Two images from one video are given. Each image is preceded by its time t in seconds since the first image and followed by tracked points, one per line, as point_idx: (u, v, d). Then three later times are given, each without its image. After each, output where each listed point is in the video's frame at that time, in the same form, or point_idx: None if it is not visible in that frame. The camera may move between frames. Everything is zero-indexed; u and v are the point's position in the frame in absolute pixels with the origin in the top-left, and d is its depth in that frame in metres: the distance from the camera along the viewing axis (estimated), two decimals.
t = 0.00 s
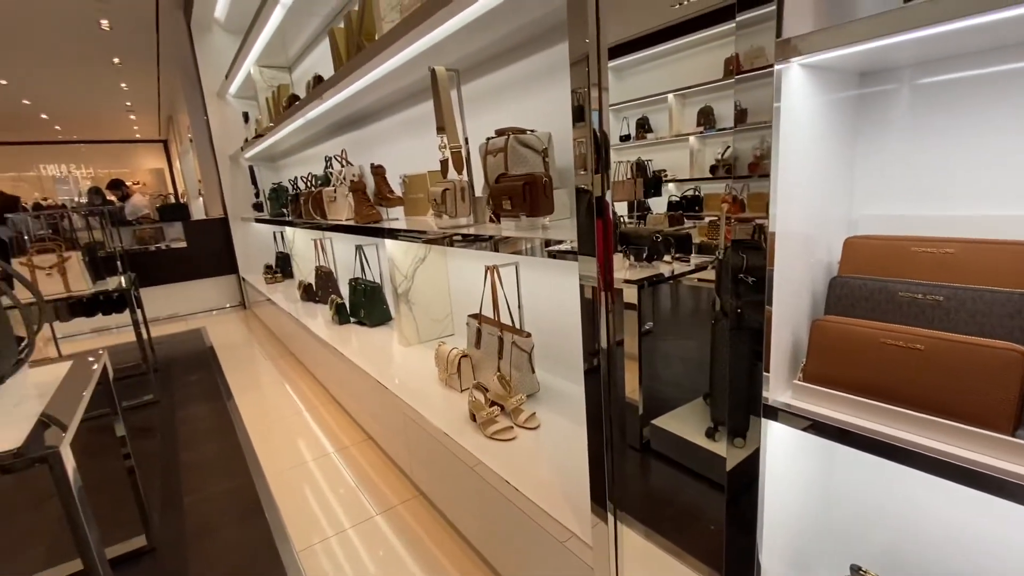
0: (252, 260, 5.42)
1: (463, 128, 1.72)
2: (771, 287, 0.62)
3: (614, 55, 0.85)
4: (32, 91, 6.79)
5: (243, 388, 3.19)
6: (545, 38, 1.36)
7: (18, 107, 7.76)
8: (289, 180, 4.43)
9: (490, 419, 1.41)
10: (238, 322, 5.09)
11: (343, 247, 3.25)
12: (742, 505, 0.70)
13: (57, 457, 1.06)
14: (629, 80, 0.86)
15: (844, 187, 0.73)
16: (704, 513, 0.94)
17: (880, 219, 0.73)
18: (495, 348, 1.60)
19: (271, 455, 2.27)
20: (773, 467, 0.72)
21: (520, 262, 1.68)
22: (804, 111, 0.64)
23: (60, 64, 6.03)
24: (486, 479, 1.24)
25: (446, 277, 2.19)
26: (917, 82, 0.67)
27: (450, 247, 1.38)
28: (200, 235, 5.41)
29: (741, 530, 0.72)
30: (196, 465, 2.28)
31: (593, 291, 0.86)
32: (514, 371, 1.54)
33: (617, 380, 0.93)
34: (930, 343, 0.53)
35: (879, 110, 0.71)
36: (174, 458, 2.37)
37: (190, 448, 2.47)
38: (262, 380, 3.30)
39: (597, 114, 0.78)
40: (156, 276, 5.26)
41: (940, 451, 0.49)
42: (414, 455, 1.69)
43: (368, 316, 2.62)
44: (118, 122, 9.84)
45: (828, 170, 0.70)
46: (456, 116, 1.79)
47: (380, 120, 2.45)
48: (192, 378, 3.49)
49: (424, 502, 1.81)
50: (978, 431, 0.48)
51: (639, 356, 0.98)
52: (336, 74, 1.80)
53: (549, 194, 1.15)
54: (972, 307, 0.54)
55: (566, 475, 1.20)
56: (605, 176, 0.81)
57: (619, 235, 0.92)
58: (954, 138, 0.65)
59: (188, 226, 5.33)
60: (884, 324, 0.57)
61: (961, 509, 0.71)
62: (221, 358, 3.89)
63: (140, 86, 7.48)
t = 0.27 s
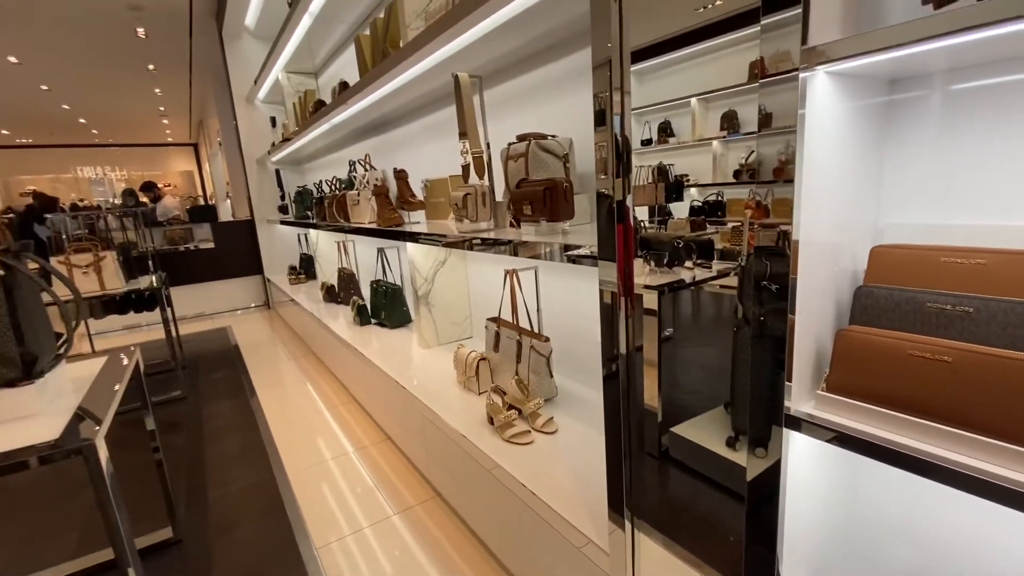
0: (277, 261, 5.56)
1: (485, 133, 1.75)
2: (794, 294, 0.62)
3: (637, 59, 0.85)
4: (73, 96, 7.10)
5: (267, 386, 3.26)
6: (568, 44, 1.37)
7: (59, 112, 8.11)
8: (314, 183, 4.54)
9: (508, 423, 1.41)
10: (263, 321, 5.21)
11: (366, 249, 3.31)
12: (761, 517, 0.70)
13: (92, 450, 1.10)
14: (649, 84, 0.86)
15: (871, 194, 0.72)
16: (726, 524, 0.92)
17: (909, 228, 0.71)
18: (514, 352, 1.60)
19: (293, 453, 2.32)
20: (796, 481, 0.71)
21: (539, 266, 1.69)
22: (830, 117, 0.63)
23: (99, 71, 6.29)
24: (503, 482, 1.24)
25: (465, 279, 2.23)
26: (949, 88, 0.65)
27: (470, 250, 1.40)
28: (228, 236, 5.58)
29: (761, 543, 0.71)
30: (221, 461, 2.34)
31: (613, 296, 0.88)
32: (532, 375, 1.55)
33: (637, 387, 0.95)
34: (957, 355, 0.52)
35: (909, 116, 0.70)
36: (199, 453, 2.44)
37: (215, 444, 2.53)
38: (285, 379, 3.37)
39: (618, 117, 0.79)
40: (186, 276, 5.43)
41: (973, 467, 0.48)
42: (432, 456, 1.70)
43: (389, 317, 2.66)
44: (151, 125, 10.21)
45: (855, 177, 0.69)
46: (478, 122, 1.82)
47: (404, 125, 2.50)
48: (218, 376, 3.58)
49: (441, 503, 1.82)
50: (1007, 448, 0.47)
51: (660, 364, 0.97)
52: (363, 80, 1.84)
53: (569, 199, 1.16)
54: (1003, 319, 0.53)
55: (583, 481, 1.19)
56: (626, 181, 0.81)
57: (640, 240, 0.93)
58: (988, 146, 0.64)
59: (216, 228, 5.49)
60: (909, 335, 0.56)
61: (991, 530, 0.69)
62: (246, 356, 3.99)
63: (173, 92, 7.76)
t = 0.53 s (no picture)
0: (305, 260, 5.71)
1: (510, 136, 1.77)
2: (824, 301, 0.61)
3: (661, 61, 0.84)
4: (116, 100, 7.43)
5: (293, 382, 3.35)
6: (595, 47, 1.37)
7: (104, 115, 8.50)
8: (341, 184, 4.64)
9: (528, 425, 1.42)
10: (290, 319, 5.35)
11: (391, 250, 3.37)
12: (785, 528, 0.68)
13: (130, 440, 1.15)
14: (676, 87, 0.85)
15: (905, 200, 0.70)
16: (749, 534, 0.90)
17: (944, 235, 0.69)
18: (535, 354, 1.61)
19: (318, 448, 2.37)
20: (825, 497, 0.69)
21: (562, 269, 1.70)
22: (862, 122, 0.61)
23: (141, 76, 6.57)
24: (523, 484, 1.25)
25: (488, 281, 2.25)
26: (989, 92, 0.63)
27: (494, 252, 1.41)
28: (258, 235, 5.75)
29: (786, 556, 0.70)
30: (249, 454, 2.42)
31: (636, 300, 0.88)
32: (553, 378, 1.54)
33: (658, 392, 0.94)
34: (993, 366, 0.50)
35: (946, 120, 0.68)
36: (229, 446, 2.52)
37: (244, 438, 2.61)
38: (310, 376, 3.45)
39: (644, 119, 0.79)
40: (218, 274, 5.62)
41: (1013, 483, 0.47)
42: (453, 457, 1.72)
43: (412, 317, 2.70)
44: (188, 128, 10.60)
45: (887, 183, 0.67)
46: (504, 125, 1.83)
47: (430, 127, 2.54)
48: (247, 372, 3.70)
49: (461, 502, 1.84)
50: None
51: (683, 370, 0.96)
52: (391, 84, 1.87)
53: (593, 203, 1.16)
54: None
55: (604, 485, 1.19)
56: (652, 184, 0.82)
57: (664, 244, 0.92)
58: None
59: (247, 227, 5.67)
60: (942, 345, 0.55)
61: None
62: (274, 353, 4.11)
63: (209, 95, 8.05)
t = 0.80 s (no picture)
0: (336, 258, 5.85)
1: (540, 138, 1.79)
2: (858, 306, 0.60)
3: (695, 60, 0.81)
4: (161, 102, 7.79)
5: (323, 377, 3.45)
6: (627, 48, 1.36)
7: (150, 117, 8.93)
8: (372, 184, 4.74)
9: (553, 425, 1.42)
10: (320, 315, 5.50)
11: (420, 249, 3.43)
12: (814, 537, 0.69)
13: (172, 425, 1.21)
14: (710, 86, 0.81)
15: (946, 203, 0.68)
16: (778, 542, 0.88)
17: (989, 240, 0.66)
18: (560, 354, 1.62)
19: (346, 441, 2.44)
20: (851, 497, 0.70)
21: (588, 271, 1.70)
22: (898, 124, 0.60)
23: (185, 79, 6.87)
24: (546, 482, 1.26)
25: (514, 280, 2.27)
26: None
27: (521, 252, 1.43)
28: (292, 233, 5.94)
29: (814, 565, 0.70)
30: (281, 445, 2.50)
31: (665, 303, 0.90)
32: (578, 378, 1.55)
33: (687, 395, 0.94)
34: None
35: (993, 119, 0.65)
36: (262, 436, 2.62)
37: (276, 429, 2.71)
38: (340, 371, 3.55)
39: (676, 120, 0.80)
40: (254, 270, 5.83)
41: None
42: (477, 454, 1.75)
43: (439, 316, 2.74)
44: (227, 129, 11.01)
45: (926, 185, 0.65)
46: (534, 126, 1.85)
47: (460, 128, 2.57)
48: (280, 365, 3.82)
49: (484, 499, 1.87)
50: None
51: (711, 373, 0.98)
52: (423, 86, 1.91)
53: (622, 204, 1.16)
54: None
55: (627, 487, 1.19)
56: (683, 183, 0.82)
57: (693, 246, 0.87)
58: None
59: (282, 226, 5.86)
60: (983, 353, 0.56)
61: None
62: (305, 348, 4.23)
63: (248, 98, 8.34)
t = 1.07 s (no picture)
0: (368, 256, 6.00)
1: (571, 138, 1.79)
2: (894, 314, 0.60)
3: (733, 58, 0.80)
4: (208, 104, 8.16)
5: (355, 371, 3.55)
6: (661, 48, 1.35)
7: (197, 118, 9.36)
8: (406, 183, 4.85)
9: (580, 425, 1.43)
10: (353, 311, 5.66)
11: (450, 248, 3.49)
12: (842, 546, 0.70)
13: (215, 414, 1.28)
14: (746, 86, 0.81)
15: (990, 208, 0.65)
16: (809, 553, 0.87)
17: None
18: (588, 355, 1.62)
19: (376, 435, 2.51)
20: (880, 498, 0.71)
21: (618, 272, 1.69)
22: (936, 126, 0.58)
23: (230, 81, 7.16)
24: (571, 483, 1.26)
25: (542, 281, 2.28)
26: None
27: (551, 252, 1.43)
28: (328, 231, 6.12)
29: None
30: (314, 436, 2.60)
31: (695, 306, 0.88)
32: (606, 380, 1.55)
33: (717, 401, 0.92)
34: None
35: None
36: (297, 427, 2.72)
37: (310, 421, 2.80)
38: (371, 366, 3.64)
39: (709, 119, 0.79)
40: (291, 266, 6.03)
41: None
42: (504, 452, 1.77)
43: (468, 314, 2.78)
44: (268, 129, 11.42)
45: (966, 191, 0.63)
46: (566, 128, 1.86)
47: (492, 129, 2.60)
48: (314, 359, 3.95)
49: (510, 496, 1.89)
50: None
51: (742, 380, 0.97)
52: (457, 88, 1.94)
53: (653, 205, 1.15)
54: None
55: (653, 490, 1.18)
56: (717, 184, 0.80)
57: (728, 249, 0.86)
58: None
59: (318, 224, 6.05)
60: None
61: None
62: (338, 343, 4.36)
63: (288, 99, 8.63)
